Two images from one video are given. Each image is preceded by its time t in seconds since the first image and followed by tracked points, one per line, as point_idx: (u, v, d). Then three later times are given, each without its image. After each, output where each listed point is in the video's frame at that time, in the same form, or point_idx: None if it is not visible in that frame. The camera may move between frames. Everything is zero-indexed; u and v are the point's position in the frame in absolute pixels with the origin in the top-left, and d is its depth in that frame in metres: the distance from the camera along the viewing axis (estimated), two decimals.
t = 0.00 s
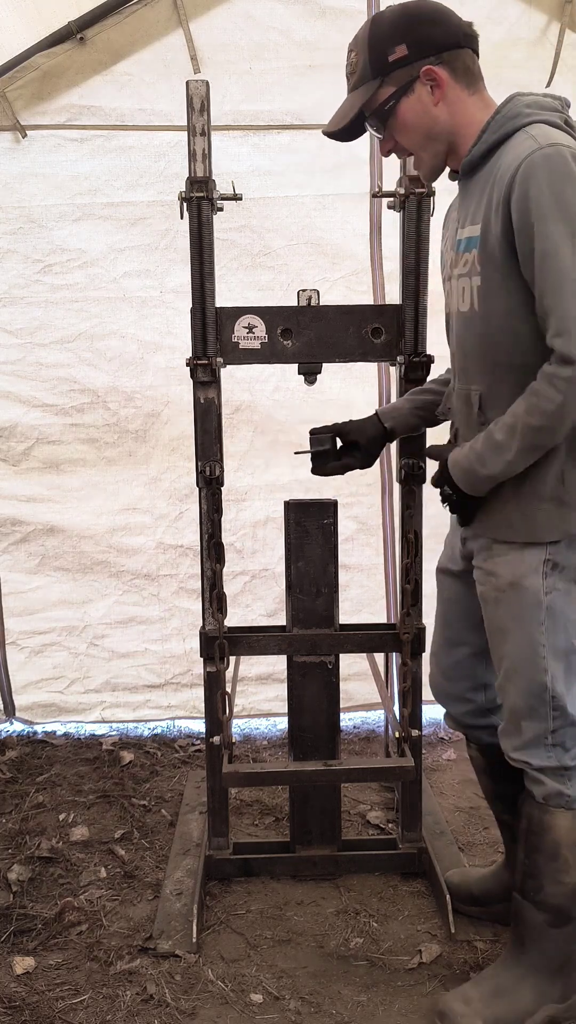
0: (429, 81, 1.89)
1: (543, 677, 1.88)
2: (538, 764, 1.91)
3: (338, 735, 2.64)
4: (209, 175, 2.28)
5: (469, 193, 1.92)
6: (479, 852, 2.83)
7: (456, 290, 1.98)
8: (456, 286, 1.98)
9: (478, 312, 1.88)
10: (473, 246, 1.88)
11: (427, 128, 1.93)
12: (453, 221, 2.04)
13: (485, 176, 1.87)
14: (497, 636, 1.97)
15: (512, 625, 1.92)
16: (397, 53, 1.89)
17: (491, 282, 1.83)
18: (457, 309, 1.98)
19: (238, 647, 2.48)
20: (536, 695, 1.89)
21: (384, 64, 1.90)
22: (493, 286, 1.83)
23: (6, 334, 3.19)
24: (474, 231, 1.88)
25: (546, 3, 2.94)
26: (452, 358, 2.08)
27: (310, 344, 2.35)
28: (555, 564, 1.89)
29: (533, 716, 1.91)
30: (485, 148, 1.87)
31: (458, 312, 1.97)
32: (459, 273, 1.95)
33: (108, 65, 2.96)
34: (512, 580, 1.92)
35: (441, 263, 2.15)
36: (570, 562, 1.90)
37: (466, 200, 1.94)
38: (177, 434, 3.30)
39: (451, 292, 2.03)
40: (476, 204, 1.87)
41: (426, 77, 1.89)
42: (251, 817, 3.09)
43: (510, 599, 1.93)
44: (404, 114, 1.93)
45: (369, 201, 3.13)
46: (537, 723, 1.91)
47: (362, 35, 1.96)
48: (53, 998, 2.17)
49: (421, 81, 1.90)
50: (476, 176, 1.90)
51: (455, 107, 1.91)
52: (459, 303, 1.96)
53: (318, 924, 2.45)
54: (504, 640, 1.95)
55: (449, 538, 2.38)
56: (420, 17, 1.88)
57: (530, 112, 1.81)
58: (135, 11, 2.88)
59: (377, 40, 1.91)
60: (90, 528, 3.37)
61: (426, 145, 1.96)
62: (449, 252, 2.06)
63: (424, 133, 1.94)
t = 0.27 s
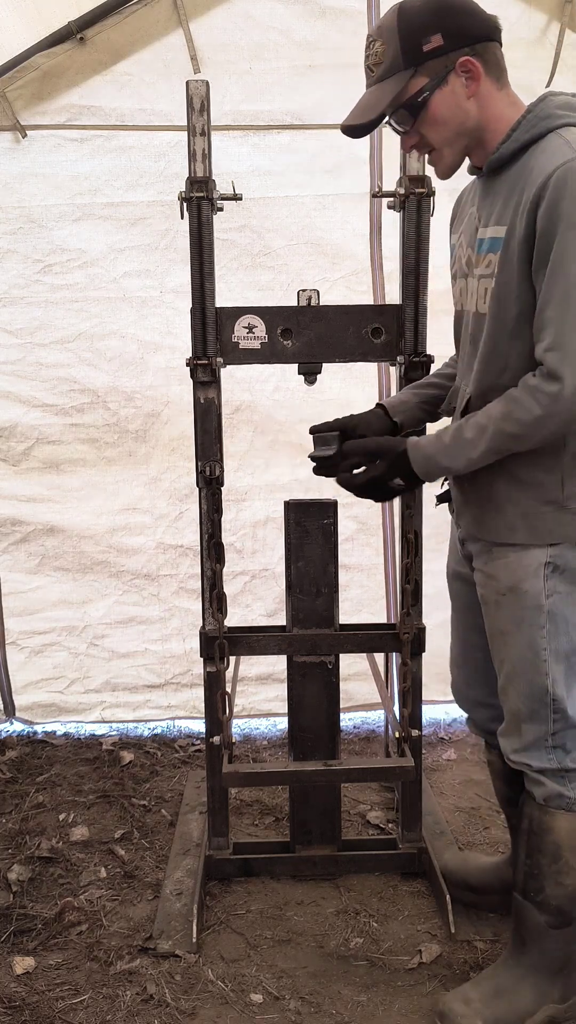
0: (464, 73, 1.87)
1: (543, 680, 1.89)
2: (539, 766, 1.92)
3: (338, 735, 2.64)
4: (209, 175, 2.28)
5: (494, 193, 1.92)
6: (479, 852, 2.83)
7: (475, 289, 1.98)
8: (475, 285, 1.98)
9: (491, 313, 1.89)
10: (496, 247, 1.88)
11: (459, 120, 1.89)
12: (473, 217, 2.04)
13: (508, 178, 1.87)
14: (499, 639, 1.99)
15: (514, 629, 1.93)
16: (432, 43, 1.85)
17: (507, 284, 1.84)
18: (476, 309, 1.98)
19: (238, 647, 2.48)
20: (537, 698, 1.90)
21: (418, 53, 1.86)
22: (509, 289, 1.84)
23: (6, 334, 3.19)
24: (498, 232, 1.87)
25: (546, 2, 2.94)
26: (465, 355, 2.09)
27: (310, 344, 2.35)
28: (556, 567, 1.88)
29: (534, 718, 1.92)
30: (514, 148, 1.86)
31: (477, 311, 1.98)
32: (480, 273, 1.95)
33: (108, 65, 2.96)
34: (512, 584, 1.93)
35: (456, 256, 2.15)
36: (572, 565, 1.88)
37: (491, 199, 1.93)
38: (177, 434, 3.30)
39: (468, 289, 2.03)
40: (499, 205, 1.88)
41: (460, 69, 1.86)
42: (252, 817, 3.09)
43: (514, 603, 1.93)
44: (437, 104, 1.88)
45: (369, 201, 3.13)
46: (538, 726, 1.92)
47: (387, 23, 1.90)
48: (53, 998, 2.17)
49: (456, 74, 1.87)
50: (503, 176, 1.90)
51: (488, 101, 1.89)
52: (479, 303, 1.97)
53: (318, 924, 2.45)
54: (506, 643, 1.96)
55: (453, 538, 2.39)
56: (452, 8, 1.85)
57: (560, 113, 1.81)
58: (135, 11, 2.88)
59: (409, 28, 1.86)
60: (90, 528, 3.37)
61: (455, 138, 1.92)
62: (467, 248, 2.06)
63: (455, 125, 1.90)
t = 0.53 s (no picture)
0: (501, 78, 1.87)
1: (550, 675, 1.90)
2: (545, 761, 1.93)
3: (338, 735, 2.64)
4: (209, 175, 2.28)
5: (504, 199, 1.95)
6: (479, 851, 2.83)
7: (479, 291, 2.00)
8: (479, 287, 2.00)
9: (492, 315, 1.91)
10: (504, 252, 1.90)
11: (491, 124, 1.88)
12: (479, 219, 2.06)
13: (517, 186, 1.90)
14: (504, 636, 1.99)
15: (519, 625, 1.94)
16: (475, 43, 1.83)
17: (508, 289, 1.86)
18: (478, 310, 2.01)
19: (238, 647, 2.48)
20: (543, 693, 1.91)
21: (460, 52, 1.83)
22: (510, 294, 1.87)
23: (6, 334, 3.19)
24: (506, 238, 1.90)
25: (546, 3, 2.94)
26: (463, 355, 2.11)
27: (310, 344, 2.35)
28: (562, 562, 1.89)
29: (540, 713, 1.93)
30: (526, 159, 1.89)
31: (479, 313, 2.00)
32: (484, 276, 1.98)
33: (108, 65, 2.96)
34: (518, 581, 1.94)
35: (457, 256, 2.17)
36: None
37: (499, 205, 1.96)
38: (177, 434, 3.30)
39: (471, 290, 2.06)
40: (507, 212, 1.91)
41: (499, 73, 1.86)
42: (252, 817, 3.09)
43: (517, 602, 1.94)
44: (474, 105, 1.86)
45: (369, 201, 3.13)
46: (544, 721, 1.93)
47: (427, 18, 1.87)
48: (53, 998, 2.17)
49: (493, 80, 1.86)
50: (513, 184, 1.92)
51: (517, 110, 1.90)
52: (483, 306, 1.98)
53: (318, 924, 2.45)
54: (511, 640, 1.97)
55: (457, 540, 2.40)
56: (491, 13, 1.85)
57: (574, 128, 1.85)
58: (135, 11, 2.88)
59: (452, 25, 1.83)
60: (90, 528, 3.37)
61: (483, 141, 1.90)
62: (472, 250, 2.08)
63: (487, 128, 1.89)
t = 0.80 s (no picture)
0: (513, 87, 1.87)
1: (553, 672, 1.91)
2: (545, 758, 1.94)
3: (338, 735, 2.64)
4: (209, 175, 2.28)
5: (515, 205, 1.95)
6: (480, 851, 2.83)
7: (485, 295, 2.00)
8: (487, 292, 1.99)
9: (503, 319, 1.91)
10: (515, 257, 1.90)
11: (503, 132, 1.89)
12: (487, 224, 2.06)
13: (529, 191, 1.91)
14: (507, 633, 2.00)
15: (523, 623, 1.95)
16: (490, 51, 1.83)
17: (521, 293, 1.86)
18: (484, 314, 2.00)
19: (238, 647, 2.48)
20: (545, 690, 1.92)
21: (475, 60, 1.83)
22: (521, 299, 1.86)
23: (6, 334, 3.19)
24: (518, 243, 1.90)
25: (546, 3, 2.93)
26: (466, 359, 2.11)
27: (310, 344, 2.35)
28: (567, 560, 1.90)
29: (542, 710, 1.94)
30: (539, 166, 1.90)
31: (486, 317, 2.00)
32: (492, 280, 1.97)
33: (108, 65, 2.96)
34: (522, 577, 1.94)
35: (463, 261, 2.17)
36: None
37: (511, 210, 1.96)
38: (177, 434, 3.30)
39: (476, 295, 2.06)
40: (518, 216, 1.92)
41: (512, 82, 1.87)
42: (252, 817, 3.09)
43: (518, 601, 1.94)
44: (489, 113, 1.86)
45: (369, 201, 3.13)
46: (546, 718, 1.93)
47: (442, 25, 1.86)
48: (53, 998, 2.17)
49: (506, 88, 1.86)
50: (526, 190, 1.93)
51: (527, 119, 1.90)
52: (491, 309, 1.97)
53: (318, 924, 2.45)
54: (514, 637, 1.97)
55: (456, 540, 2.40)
56: (504, 23, 1.86)
57: None
58: (134, 11, 2.87)
59: (469, 34, 1.84)
60: (90, 528, 3.37)
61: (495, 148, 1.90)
62: (478, 255, 2.08)
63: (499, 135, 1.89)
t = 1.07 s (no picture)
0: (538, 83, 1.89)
1: (554, 670, 1.91)
2: (546, 757, 1.93)
3: (338, 735, 2.64)
4: (209, 175, 2.28)
5: (516, 205, 1.95)
6: (479, 852, 2.83)
7: (486, 295, 2.00)
8: (487, 292, 1.99)
9: (504, 319, 1.91)
10: (516, 256, 1.90)
11: (516, 131, 1.89)
12: (486, 225, 2.06)
13: (529, 191, 1.91)
14: (509, 632, 1.99)
15: (524, 622, 1.95)
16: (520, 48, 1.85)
17: (521, 292, 1.86)
18: (484, 314, 2.00)
19: (238, 647, 2.48)
20: (546, 689, 1.92)
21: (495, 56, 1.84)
22: (522, 298, 1.87)
23: (6, 334, 3.18)
24: (517, 242, 1.90)
25: (546, 2, 2.93)
26: (466, 360, 2.11)
27: (310, 344, 2.35)
28: (567, 559, 1.90)
29: (543, 709, 1.93)
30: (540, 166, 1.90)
31: (486, 317, 2.00)
32: (493, 280, 1.97)
33: (108, 65, 2.95)
34: (524, 576, 1.94)
35: (463, 263, 2.17)
36: None
37: (512, 211, 1.96)
38: (177, 434, 3.30)
39: (476, 295, 2.06)
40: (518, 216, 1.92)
41: (529, 82, 1.87)
42: (252, 817, 3.09)
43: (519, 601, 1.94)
44: (505, 110, 1.87)
45: (369, 201, 3.13)
46: (547, 717, 1.93)
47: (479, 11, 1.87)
48: (53, 998, 2.17)
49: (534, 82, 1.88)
50: (527, 190, 1.93)
51: (539, 121, 1.91)
52: (493, 309, 1.97)
53: (318, 924, 2.45)
54: (516, 636, 1.97)
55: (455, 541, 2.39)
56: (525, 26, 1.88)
57: None
58: (135, 11, 2.87)
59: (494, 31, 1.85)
60: (90, 528, 3.37)
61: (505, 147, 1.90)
62: (478, 256, 2.08)
63: (512, 134, 1.89)
